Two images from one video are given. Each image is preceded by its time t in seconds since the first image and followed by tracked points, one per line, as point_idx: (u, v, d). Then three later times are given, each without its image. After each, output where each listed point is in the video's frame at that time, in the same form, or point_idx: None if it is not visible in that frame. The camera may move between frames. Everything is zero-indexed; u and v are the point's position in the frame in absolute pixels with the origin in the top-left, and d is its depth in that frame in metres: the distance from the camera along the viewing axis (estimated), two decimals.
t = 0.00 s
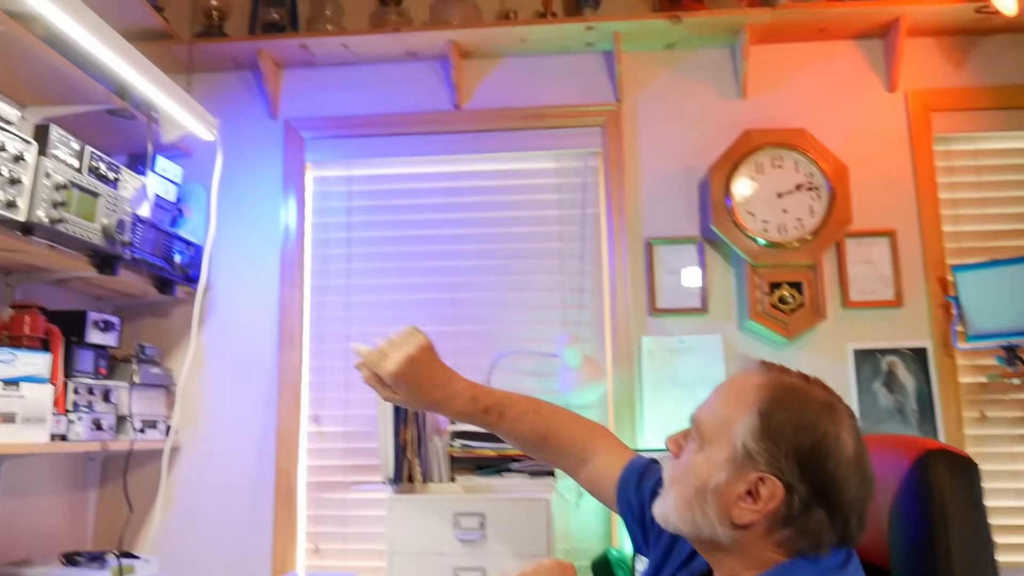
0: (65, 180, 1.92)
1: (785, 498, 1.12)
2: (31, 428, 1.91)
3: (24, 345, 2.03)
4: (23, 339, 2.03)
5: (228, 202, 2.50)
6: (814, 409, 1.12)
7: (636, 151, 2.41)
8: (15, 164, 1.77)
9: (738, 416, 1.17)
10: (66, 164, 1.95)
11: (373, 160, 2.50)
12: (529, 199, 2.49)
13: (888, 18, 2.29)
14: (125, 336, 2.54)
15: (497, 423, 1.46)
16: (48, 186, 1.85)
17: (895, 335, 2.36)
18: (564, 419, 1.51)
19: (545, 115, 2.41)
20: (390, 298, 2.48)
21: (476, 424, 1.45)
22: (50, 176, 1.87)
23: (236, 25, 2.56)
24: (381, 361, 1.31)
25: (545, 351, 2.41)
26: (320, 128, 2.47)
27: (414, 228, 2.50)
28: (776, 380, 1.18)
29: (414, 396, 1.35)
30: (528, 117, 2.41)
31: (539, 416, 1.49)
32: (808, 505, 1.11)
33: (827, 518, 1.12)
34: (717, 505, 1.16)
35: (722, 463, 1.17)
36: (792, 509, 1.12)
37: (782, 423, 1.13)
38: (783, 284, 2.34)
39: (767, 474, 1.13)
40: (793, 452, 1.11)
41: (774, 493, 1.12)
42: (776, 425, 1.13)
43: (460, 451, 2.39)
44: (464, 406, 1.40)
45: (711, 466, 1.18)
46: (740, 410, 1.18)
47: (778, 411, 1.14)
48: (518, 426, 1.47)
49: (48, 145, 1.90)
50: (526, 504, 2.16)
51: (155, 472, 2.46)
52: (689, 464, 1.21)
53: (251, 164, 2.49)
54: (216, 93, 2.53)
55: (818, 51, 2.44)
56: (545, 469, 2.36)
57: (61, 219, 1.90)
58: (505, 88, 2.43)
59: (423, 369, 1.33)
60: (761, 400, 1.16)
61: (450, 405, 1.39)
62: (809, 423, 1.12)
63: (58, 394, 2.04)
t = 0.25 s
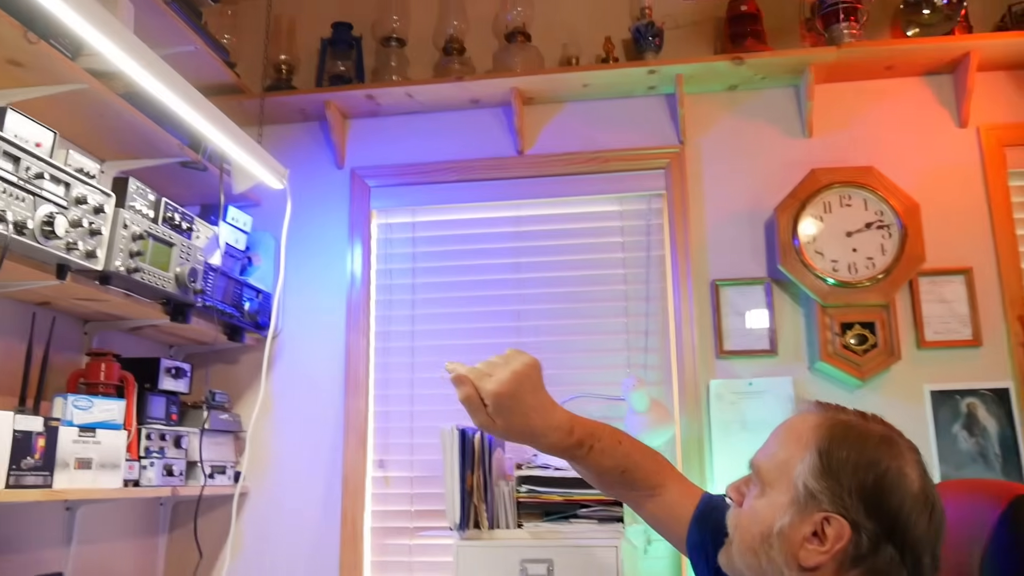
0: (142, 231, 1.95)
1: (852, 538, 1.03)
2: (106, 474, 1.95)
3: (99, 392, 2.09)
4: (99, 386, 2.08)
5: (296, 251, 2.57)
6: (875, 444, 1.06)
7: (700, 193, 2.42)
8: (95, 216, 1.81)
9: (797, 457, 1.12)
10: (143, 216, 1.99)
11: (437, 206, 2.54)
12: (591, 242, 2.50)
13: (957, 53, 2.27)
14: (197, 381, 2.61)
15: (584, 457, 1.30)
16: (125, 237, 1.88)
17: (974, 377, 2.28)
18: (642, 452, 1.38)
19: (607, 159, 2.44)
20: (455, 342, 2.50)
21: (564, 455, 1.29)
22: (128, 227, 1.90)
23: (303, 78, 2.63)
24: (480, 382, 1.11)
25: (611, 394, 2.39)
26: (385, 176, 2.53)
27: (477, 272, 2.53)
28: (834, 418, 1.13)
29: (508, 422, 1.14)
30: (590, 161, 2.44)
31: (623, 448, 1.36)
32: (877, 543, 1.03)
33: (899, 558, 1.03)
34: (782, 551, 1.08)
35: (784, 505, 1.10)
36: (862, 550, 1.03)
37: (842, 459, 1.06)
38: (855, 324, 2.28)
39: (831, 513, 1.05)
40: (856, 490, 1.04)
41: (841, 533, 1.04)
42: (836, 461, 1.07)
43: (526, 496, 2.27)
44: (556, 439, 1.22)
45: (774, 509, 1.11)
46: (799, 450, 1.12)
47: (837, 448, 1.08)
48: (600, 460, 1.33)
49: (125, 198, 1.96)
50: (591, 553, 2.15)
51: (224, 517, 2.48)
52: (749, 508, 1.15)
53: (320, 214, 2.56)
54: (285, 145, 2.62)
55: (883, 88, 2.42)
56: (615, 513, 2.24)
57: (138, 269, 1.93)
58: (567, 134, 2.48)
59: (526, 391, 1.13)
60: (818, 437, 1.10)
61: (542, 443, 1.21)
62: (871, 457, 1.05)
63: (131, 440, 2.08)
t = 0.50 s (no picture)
0: (168, 251, 1.97)
1: (868, 554, 0.98)
2: (131, 494, 1.95)
3: (126, 413, 2.07)
4: (125, 407, 2.07)
5: (322, 271, 2.59)
6: (884, 455, 1.02)
7: (728, 210, 2.41)
8: (122, 236, 1.82)
9: (805, 474, 1.07)
10: (169, 236, 2.00)
11: (462, 225, 2.53)
12: (618, 259, 2.47)
13: (990, 65, 2.24)
14: (222, 402, 2.60)
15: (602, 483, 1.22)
16: (150, 257, 1.91)
17: (1013, 394, 2.22)
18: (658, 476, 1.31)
19: (632, 176, 2.44)
20: (480, 361, 2.48)
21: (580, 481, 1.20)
22: (153, 247, 1.92)
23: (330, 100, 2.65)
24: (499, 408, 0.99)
25: (640, 414, 2.36)
26: (410, 196, 2.54)
27: (502, 291, 2.51)
28: (840, 431, 1.09)
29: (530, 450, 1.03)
30: (616, 179, 2.44)
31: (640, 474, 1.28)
32: (895, 559, 0.97)
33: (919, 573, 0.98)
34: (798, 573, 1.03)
35: (795, 526, 1.05)
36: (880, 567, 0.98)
37: (851, 474, 1.02)
38: (888, 341, 2.24)
39: (844, 530, 1.00)
40: (868, 505, 0.99)
41: (856, 550, 0.99)
42: (845, 475, 1.02)
43: (554, 517, 2.22)
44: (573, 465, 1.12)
45: (785, 530, 1.06)
46: (806, 467, 1.08)
47: (844, 461, 1.03)
48: (617, 484, 1.25)
49: (152, 218, 1.97)
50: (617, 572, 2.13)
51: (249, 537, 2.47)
52: (761, 531, 1.10)
53: (347, 234, 2.58)
54: (311, 165, 2.64)
55: (914, 102, 2.40)
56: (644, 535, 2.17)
57: (164, 289, 1.95)
58: (593, 152, 2.49)
59: (547, 418, 1.01)
60: (824, 452, 1.06)
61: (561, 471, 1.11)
62: (881, 469, 1.01)
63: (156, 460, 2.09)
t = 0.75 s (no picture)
0: (205, 252, 1.98)
1: (900, 550, 0.87)
2: (170, 495, 1.96)
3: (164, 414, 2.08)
4: (163, 408, 2.08)
5: (356, 274, 2.59)
6: (911, 445, 0.91)
7: (766, 208, 2.38)
8: (159, 237, 1.84)
9: (831, 468, 0.95)
10: (206, 236, 2.02)
11: (497, 226, 2.53)
12: (655, 259, 2.46)
13: None
14: (259, 405, 2.61)
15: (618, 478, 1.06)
16: (188, 258, 1.92)
17: None
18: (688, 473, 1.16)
19: (669, 175, 2.41)
20: (517, 363, 2.48)
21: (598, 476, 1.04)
22: (191, 248, 1.93)
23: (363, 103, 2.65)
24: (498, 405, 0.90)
25: (678, 414, 2.34)
26: (444, 198, 2.54)
27: (537, 292, 2.51)
28: (866, 423, 0.97)
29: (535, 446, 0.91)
30: (651, 178, 2.42)
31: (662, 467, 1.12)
32: (929, 552, 0.86)
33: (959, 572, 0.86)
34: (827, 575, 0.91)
35: (823, 523, 0.93)
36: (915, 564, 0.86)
37: (878, 465, 0.91)
38: (933, 340, 2.19)
39: (874, 524, 0.89)
40: (898, 495, 0.88)
41: (887, 544, 0.87)
42: (872, 467, 0.91)
43: (592, 518, 2.22)
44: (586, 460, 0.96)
45: (812, 528, 0.94)
46: (831, 461, 0.96)
47: (871, 453, 0.92)
48: (638, 480, 1.09)
49: (189, 219, 1.99)
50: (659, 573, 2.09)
51: (287, 539, 2.47)
52: (787, 532, 0.98)
53: (381, 235, 2.59)
54: (345, 168, 2.65)
55: (956, 96, 2.35)
56: (683, 536, 2.15)
57: (201, 289, 1.96)
58: (628, 151, 2.47)
59: (551, 415, 0.90)
60: (850, 445, 0.95)
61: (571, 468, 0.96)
62: (909, 459, 0.89)
63: (195, 462, 2.09)
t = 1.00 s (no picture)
0: (233, 243, 1.94)
1: (931, 536, 0.87)
2: (199, 488, 1.91)
3: (193, 407, 2.04)
4: (191, 401, 2.03)
5: (384, 268, 2.60)
6: (940, 432, 0.90)
7: (797, 200, 2.36)
8: (188, 228, 1.78)
9: (860, 457, 0.96)
10: (234, 229, 1.97)
11: (524, 219, 2.54)
12: (684, 252, 2.45)
13: None
14: (286, 400, 2.61)
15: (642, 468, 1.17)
16: (216, 249, 1.87)
17: None
18: (714, 464, 1.25)
19: (697, 167, 2.42)
20: (544, 356, 2.47)
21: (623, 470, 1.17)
22: (220, 239, 1.89)
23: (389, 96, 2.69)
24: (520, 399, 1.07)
25: (710, 408, 2.31)
26: (471, 192, 2.56)
27: (566, 285, 2.51)
28: (896, 412, 0.97)
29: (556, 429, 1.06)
30: (681, 170, 2.43)
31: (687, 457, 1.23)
32: (960, 539, 0.86)
33: (992, 558, 0.85)
34: (859, 562, 0.91)
35: (853, 511, 0.93)
36: (945, 549, 0.86)
37: (907, 453, 0.91)
38: (969, 332, 2.15)
39: (904, 511, 0.89)
40: (928, 483, 0.88)
41: (918, 531, 0.87)
42: (901, 455, 0.91)
43: (623, 512, 2.12)
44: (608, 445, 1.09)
45: (844, 516, 0.95)
46: (859, 450, 0.96)
47: (899, 440, 0.92)
48: (661, 470, 1.21)
49: (217, 211, 1.95)
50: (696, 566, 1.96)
51: (315, 534, 2.47)
52: (819, 520, 0.99)
53: (409, 228, 2.61)
54: (371, 163, 2.68)
55: (992, 86, 2.32)
56: (716, 531, 2.05)
57: (230, 281, 1.91)
58: (657, 143, 2.48)
59: (573, 407, 1.07)
60: (878, 433, 0.95)
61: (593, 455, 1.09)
62: (938, 446, 0.89)
63: (224, 455, 2.06)
